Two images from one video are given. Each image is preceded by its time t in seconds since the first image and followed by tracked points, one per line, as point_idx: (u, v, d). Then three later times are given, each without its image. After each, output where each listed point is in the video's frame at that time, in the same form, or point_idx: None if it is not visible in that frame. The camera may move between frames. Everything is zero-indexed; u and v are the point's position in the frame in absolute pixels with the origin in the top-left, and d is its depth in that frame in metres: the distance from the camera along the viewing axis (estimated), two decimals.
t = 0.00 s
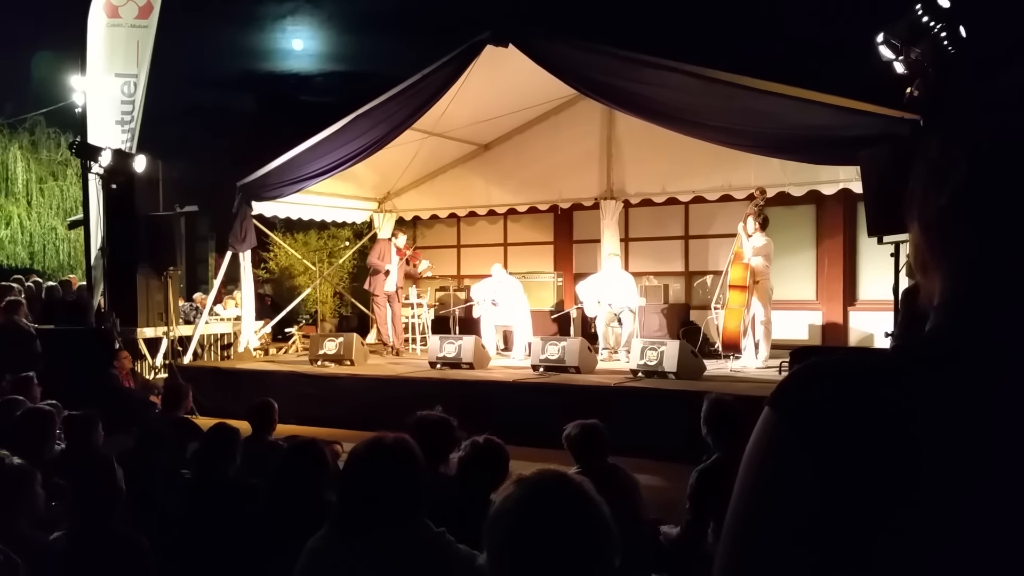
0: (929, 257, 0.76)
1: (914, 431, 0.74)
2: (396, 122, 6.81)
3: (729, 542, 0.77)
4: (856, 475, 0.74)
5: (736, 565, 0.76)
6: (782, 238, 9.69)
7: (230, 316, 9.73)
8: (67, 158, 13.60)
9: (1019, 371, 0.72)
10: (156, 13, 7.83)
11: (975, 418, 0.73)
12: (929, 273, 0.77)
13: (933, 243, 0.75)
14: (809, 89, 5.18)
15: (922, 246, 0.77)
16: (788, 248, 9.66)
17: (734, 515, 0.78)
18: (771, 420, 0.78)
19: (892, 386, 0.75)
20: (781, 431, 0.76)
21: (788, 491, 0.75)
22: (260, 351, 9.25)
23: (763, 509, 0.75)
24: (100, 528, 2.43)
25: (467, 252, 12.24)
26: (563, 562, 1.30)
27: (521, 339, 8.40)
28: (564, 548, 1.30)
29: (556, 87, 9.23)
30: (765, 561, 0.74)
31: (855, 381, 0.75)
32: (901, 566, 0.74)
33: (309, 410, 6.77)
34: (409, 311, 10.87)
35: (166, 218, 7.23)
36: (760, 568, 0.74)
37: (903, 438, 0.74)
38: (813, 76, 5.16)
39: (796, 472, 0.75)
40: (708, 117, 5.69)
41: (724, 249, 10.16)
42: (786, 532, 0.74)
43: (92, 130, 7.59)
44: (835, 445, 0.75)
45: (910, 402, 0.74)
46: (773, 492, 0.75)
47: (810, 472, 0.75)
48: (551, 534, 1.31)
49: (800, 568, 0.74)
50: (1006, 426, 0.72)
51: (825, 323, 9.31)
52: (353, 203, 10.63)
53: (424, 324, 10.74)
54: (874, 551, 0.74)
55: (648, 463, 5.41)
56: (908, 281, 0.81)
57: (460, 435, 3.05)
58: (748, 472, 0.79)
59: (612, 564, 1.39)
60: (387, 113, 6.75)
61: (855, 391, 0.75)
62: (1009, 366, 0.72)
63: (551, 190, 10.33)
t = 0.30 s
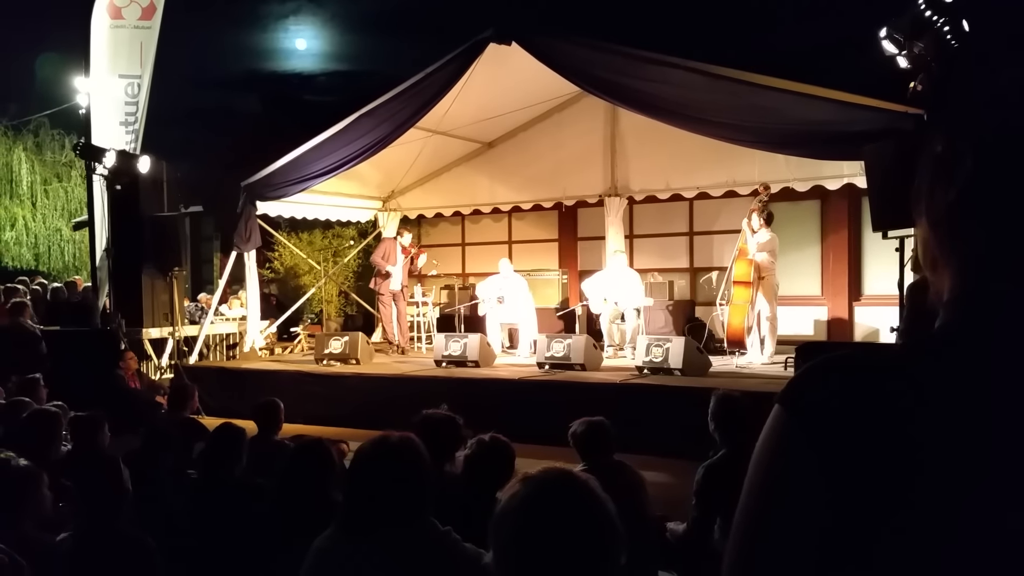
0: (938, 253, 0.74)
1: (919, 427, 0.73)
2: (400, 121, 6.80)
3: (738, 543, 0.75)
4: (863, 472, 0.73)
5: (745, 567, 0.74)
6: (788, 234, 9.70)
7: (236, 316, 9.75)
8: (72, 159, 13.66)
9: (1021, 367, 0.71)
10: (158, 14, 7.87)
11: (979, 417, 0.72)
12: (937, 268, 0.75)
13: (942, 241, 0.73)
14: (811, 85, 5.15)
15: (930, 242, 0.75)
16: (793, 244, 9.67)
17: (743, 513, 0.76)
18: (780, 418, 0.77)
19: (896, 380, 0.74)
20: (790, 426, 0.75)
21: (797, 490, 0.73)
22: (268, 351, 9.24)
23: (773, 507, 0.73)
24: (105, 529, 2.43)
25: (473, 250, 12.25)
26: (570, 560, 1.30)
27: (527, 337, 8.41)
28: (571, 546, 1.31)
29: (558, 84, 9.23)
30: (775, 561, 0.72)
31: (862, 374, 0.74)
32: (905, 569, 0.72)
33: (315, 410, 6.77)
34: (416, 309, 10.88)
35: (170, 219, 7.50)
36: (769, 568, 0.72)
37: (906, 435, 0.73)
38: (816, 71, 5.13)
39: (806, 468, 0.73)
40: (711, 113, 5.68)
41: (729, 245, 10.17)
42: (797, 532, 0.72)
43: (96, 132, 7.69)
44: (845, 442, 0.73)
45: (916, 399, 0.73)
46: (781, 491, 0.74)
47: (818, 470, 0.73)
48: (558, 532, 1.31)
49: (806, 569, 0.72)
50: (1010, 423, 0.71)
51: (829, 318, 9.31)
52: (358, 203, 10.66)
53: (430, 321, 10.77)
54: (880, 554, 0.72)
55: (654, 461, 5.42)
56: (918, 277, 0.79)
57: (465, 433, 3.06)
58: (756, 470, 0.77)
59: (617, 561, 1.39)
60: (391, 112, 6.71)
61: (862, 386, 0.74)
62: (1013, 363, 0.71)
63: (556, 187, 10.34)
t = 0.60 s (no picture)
0: (935, 251, 0.76)
1: (919, 427, 0.73)
2: (395, 120, 6.75)
3: (731, 543, 0.76)
4: (865, 465, 0.74)
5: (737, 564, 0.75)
6: (786, 231, 9.76)
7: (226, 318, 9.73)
8: (60, 159, 13.33)
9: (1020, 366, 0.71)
10: (150, 12, 7.80)
11: (983, 412, 0.72)
12: (937, 264, 0.76)
13: (938, 239, 0.75)
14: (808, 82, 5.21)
15: (928, 239, 0.76)
16: (790, 241, 9.74)
17: (736, 512, 0.77)
18: (776, 410, 0.77)
19: (897, 369, 0.74)
20: (790, 422, 0.75)
21: (793, 486, 0.74)
22: (258, 352, 9.11)
23: (765, 508, 0.74)
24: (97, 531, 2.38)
25: (470, 250, 12.28)
26: (569, 560, 1.27)
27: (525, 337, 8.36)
28: (571, 549, 1.28)
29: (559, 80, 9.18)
30: (767, 558, 0.73)
31: (861, 369, 0.75)
32: (907, 565, 0.72)
33: (309, 411, 6.71)
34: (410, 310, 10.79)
35: (161, 218, 7.33)
36: (763, 565, 0.73)
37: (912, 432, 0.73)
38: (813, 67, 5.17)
39: (800, 466, 0.74)
40: (706, 111, 5.72)
41: (728, 243, 10.21)
42: (793, 526, 0.73)
43: (86, 129, 7.62)
44: (840, 440, 0.74)
45: (915, 392, 0.73)
46: (774, 491, 0.74)
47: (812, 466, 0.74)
48: (555, 534, 1.28)
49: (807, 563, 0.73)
50: (1010, 422, 0.71)
51: (828, 316, 9.38)
52: (351, 201, 10.56)
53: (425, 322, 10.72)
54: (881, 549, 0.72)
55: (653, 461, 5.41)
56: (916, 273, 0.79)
57: (461, 435, 3.02)
58: (750, 469, 0.77)
59: (617, 563, 1.36)
60: (386, 110, 6.68)
61: (857, 384, 0.75)
62: (1012, 361, 0.71)
63: (554, 185, 10.32)
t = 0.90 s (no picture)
0: (979, 257, 0.81)
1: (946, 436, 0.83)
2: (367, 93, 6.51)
3: (758, 549, 0.86)
4: (894, 472, 0.83)
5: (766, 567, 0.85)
6: (815, 223, 9.47)
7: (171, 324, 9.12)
8: None
9: None
10: None
11: (1008, 418, 0.82)
12: (975, 273, 0.82)
13: (986, 235, 0.79)
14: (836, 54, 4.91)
15: (965, 250, 0.83)
16: (820, 236, 9.44)
17: (762, 524, 0.87)
18: (799, 430, 0.86)
19: (922, 380, 0.84)
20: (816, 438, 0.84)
21: (822, 498, 0.83)
22: (209, 365, 8.55)
23: (788, 526, 0.83)
24: None
25: (449, 245, 11.91)
26: None
27: (515, 344, 8.01)
28: None
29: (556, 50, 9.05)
30: (795, 561, 0.83)
31: (887, 384, 0.84)
32: (932, 562, 0.82)
33: (266, 435, 6.34)
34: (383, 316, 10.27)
35: (94, 209, 7.36)
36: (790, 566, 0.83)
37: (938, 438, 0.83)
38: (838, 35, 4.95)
39: (830, 478, 0.83)
40: (712, 84, 5.50)
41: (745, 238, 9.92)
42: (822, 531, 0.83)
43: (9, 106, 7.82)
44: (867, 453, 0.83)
45: (942, 401, 0.83)
46: (797, 508, 0.83)
47: (843, 477, 0.83)
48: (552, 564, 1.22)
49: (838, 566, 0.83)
50: None
51: (862, 321, 9.10)
52: (317, 190, 10.25)
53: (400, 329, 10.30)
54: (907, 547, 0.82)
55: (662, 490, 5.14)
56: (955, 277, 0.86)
57: (442, 460, 2.69)
58: (775, 482, 0.87)
59: None
60: (357, 83, 6.41)
61: (889, 396, 0.84)
62: None
63: (549, 172, 9.91)
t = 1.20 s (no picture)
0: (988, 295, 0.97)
1: (979, 453, 0.91)
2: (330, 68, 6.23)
3: (790, 561, 0.94)
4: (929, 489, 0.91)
5: None
6: (850, 220, 9.20)
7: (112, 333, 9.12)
8: None
9: None
10: None
11: None
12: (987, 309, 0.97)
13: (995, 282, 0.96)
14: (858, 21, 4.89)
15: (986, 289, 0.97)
16: (856, 233, 9.15)
17: (791, 539, 0.95)
18: (831, 452, 0.94)
19: (978, 391, 0.92)
20: (841, 455, 0.93)
21: (857, 512, 0.91)
22: (150, 378, 8.10)
23: (823, 540, 0.91)
24: None
25: (430, 241, 11.60)
26: None
27: (504, 355, 7.73)
28: None
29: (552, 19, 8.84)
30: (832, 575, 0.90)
31: (936, 393, 0.93)
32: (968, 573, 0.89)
33: (218, 459, 6.02)
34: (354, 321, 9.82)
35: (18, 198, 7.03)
36: None
37: (994, 451, 0.91)
38: (865, 9, 4.85)
39: (862, 492, 0.91)
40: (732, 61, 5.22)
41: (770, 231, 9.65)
42: (869, 545, 0.90)
43: None
44: (897, 468, 0.91)
45: (1005, 412, 0.91)
46: (829, 532, 0.91)
47: (875, 491, 0.91)
48: None
49: None
50: None
51: (904, 328, 8.81)
52: (277, 176, 10.05)
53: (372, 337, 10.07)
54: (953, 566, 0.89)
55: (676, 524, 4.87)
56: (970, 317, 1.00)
57: (422, 488, 2.39)
58: (804, 498, 0.95)
59: None
60: (319, 55, 6.17)
61: (921, 404, 0.93)
62: None
63: (543, 158, 9.60)
